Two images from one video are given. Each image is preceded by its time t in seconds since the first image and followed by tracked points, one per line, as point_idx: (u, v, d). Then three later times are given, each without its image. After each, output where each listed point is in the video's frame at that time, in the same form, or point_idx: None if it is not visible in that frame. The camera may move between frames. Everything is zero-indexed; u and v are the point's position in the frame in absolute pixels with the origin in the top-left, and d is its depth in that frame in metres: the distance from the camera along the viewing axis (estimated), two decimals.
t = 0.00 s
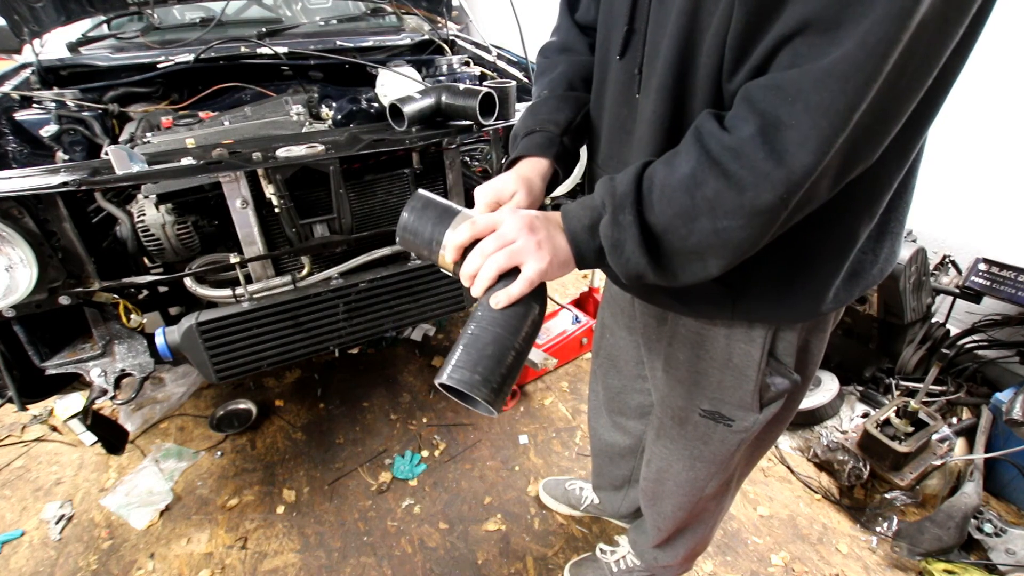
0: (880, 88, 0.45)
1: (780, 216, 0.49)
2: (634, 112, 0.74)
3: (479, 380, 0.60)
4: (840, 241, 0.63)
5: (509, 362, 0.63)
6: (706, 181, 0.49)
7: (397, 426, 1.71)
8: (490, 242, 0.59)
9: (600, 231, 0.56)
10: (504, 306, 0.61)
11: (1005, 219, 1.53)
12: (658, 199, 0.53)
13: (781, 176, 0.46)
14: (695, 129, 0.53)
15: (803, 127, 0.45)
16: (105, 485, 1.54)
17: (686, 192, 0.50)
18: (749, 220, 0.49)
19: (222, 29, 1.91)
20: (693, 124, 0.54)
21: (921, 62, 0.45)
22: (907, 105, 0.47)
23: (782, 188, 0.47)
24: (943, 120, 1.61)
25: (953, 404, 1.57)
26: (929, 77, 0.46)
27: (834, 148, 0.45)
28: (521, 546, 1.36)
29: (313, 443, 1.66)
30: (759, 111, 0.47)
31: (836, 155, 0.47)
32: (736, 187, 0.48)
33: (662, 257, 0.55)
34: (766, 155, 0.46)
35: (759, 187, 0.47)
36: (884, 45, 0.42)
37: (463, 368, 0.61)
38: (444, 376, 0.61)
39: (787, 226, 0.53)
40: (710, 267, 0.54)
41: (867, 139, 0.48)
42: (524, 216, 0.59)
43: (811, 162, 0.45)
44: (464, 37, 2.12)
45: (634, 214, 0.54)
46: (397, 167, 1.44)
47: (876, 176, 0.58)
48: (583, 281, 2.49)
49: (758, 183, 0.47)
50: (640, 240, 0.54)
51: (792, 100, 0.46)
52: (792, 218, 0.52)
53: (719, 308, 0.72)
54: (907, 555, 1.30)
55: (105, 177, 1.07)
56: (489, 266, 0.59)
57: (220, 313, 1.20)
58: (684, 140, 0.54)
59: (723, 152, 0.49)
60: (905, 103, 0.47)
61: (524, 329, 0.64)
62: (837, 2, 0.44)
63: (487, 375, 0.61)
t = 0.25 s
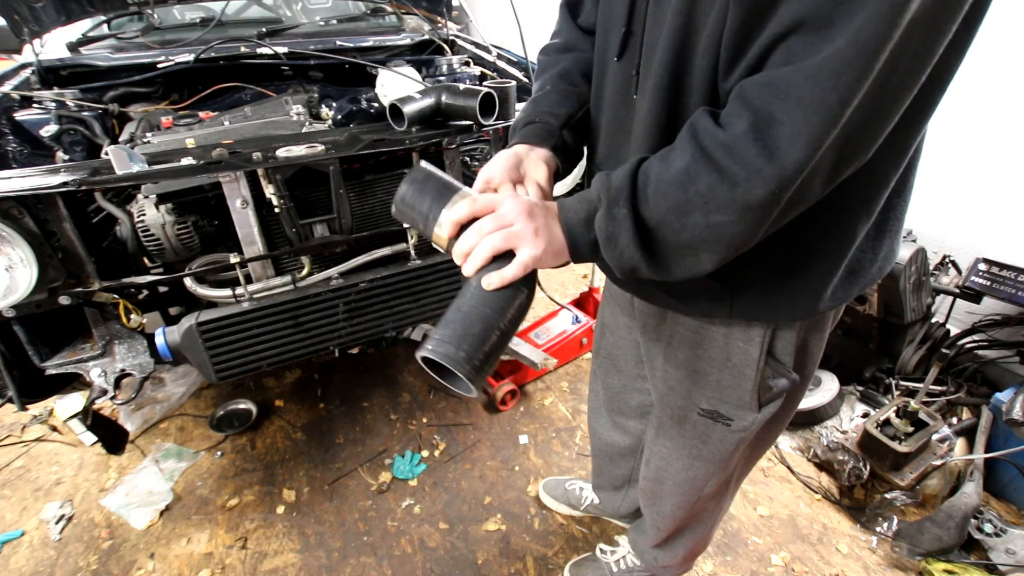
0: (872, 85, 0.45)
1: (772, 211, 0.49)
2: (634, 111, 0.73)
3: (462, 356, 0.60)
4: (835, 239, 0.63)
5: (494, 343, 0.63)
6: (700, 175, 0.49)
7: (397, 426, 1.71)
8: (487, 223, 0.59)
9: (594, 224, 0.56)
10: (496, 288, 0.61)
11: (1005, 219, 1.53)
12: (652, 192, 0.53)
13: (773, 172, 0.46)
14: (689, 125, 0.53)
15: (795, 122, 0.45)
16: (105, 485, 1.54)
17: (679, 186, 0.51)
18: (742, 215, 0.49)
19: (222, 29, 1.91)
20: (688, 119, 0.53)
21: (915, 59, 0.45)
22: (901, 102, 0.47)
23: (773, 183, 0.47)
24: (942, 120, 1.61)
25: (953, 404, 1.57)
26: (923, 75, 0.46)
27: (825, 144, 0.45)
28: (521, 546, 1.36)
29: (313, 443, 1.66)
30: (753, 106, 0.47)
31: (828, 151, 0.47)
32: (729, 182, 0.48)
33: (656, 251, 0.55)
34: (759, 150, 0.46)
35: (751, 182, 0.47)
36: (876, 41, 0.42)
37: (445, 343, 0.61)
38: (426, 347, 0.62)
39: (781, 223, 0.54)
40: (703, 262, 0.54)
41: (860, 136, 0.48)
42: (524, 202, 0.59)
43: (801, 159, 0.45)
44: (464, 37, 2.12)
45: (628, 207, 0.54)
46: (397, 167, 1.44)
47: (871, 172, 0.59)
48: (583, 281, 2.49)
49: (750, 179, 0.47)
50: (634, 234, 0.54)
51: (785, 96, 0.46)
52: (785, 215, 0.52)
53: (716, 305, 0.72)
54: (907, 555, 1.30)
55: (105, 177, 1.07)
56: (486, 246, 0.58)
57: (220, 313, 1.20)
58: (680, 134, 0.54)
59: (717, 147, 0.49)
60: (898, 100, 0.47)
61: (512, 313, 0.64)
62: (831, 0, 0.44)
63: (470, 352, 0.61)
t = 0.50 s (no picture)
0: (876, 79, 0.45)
1: (773, 204, 0.49)
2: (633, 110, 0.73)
3: (457, 350, 0.59)
4: (836, 235, 0.63)
5: (488, 339, 0.62)
6: (700, 165, 0.49)
7: (397, 426, 1.71)
8: (479, 213, 0.59)
9: (592, 213, 0.56)
10: (490, 277, 0.61)
11: (1005, 218, 1.53)
12: (651, 182, 0.53)
13: (774, 163, 0.46)
14: (691, 116, 0.53)
15: (798, 114, 0.45)
16: (105, 485, 1.54)
17: (679, 175, 0.51)
18: (742, 207, 0.49)
19: (222, 29, 1.91)
20: (690, 110, 0.54)
21: (918, 55, 0.45)
22: (905, 97, 0.47)
23: (774, 175, 0.47)
24: (943, 120, 1.61)
25: (953, 404, 1.57)
26: (927, 72, 0.46)
27: (828, 136, 0.45)
28: (521, 546, 1.36)
29: (313, 443, 1.66)
30: (755, 98, 0.47)
31: (831, 145, 0.47)
32: (730, 173, 0.48)
33: (655, 243, 0.55)
34: (760, 141, 0.46)
35: (752, 172, 0.47)
36: (882, 33, 0.42)
37: (440, 336, 0.60)
38: (420, 341, 0.61)
39: (782, 218, 0.53)
40: (702, 254, 0.54)
41: (863, 130, 0.48)
42: (516, 192, 0.59)
43: (803, 151, 0.45)
44: (464, 36, 2.12)
45: (627, 195, 0.54)
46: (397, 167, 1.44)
47: (874, 168, 0.58)
48: (583, 281, 2.49)
49: (751, 170, 0.47)
50: (632, 222, 0.53)
51: (788, 87, 0.46)
52: (786, 209, 0.52)
53: (715, 301, 0.72)
54: (907, 555, 1.30)
55: (105, 177, 1.07)
56: (479, 234, 0.58)
57: (220, 313, 1.20)
58: (681, 126, 0.54)
59: (718, 138, 0.49)
60: (903, 95, 0.47)
61: (506, 309, 0.64)
62: None
63: (464, 346, 0.60)
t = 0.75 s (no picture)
0: (875, 65, 0.45)
1: (770, 191, 0.49)
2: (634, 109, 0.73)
3: (474, 359, 0.59)
4: (836, 230, 0.63)
5: (503, 349, 0.62)
6: (697, 155, 0.49)
7: (397, 426, 1.71)
8: (473, 225, 0.60)
9: (589, 206, 0.56)
10: (495, 284, 0.61)
11: (1005, 218, 1.53)
12: (647, 173, 0.53)
13: (772, 148, 0.46)
14: (687, 107, 0.53)
15: (794, 99, 0.45)
16: (105, 485, 1.54)
17: (676, 165, 0.50)
18: (739, 195, 0.49)
19: (222, 29, 1.91)
20: (685, 102, 0.54)
21: (917, 44, 0.45)
22: (906, 86, 0.47)
23: (771, 162, 0.46)
24: (943, 119, 1.61)
25: (953, 404, 1.57)
26: (925, 63, 0.46)
27: (825, 122, 0.45)
28: (521, 546, 1.36)
29: (313, 443, 1.66)
30: (751, 86, 0.48)
31: (829, 132, 0.47)
32: (726, 162, 0.48)
33: (653, 235, 0.55)
34: (757, 127, 0.46)
35: (749, 160, 0.47)
36: (879, 17, 0.42)
37: (457, 350, 0.60)
38: (437, 359, 0.60)
39: (781, 210, 0.53)
40: (701, 246, 0.54)
41: (863, 120, 0.48)
42: (508, 198, 0.60)
43: (799, 138, 0.45)
44: (464, 36, 2.12)
45: (624, 187, 0.53)
46: (397, 167, 1.44)
47: (873, 160, 0.58)
48: (583, 281, 2.49)
49: (747, 158, 0.47)
50: (629, 214, 0.53)
51: (784, 74, 0.46)
52: (785, 200, 0.51)
53: (715, 297, 0.72)
54: (907, 555, 1.30)
55: (105, 177, 1.07)
56: (478, 244, 0.59)
57: (219, 313, 1.20)
58: (676, 117, 0.54)
59: (714, 126, 0.49)
60: (903, 84, 0.47)
61: (518, 318, 0.64)
62: None
63: (480, 355, 0.59)
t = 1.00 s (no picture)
0: (882, 62, 0.45)
1: (776, 189, 0.48)
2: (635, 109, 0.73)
3: (468, 346, 0.59)
4: (840, 228, 0.63)
5: (498, 339, 0.62)
6: (702, 153, 0.49)
7: (398, 426, 1.71)
8: (479, 214, 0.59)
9: (594, 206, 0.56)
10: (495, 274, 0.61)
11: (1006, 218, 1.53)
12: (653, 173, 0.53)
13: (777, 146, 0.46)
14: (692, 106, 0.53)
15: (800, 96, 0.45)
16: (105, 485, 1.54)
17: (682, 164, 0.50)
18: (745, 193, 0.49)
19: (222, 29, 1.91)
20: (690, 102, 0.54)
21: (923, 42, 0.45)
22: (912, 84, 0.47)
23: (777, 159, 0.46)
24: (943, 119, 1.61)
25: (954, 404, 1.57)
26: (931, 60, 0.46)
27: (831, 118, 0.45)
28: (521, 547, 1.36)
29: (313, 443, 1.66)
30: (756, 84, 0.48)
31: (835, 130, 0.47)
32: (732, 160, 0.48)
33: (658, 234, 0.55)
34: (763, 124, 0.46)
35: (755, 157, 0.47)
36: (885, 14, 0.42)
37: (450, 334, 0.60)
38: (431, 342, 0.61)
39: (786, 208, 0.53)
40: (706, 244, 0.54)
41: (868, 118, 0.48)
42: (515, 191, 0.60)
43: (806, 134, 0.45)
44: (464, 36, 2.12)
45: (629, 186, 0.53)
46: (397, 167, 1.44)
47: (877, 160, 0.58)
48: (583, 281, 2.49)
49: (753, 155, 0.47)
50: (635, 213, 0.53)
51: (790, 71, 0.46)
52: (790, 198, 0.51)
53: (719, 296, 0.72)
54: (907, 555, 1.30)
55: (105, 177, 1.07)
56: (482, 233, 0.58)
57: (220, 313, 1.20)
58: (681, 118, 0.54)
59: (719, 125, 0.49)
60: (908, 83, 0.47)
61: (516, 310, 0.64)
62: None
63: (473, 342, 0.60)
